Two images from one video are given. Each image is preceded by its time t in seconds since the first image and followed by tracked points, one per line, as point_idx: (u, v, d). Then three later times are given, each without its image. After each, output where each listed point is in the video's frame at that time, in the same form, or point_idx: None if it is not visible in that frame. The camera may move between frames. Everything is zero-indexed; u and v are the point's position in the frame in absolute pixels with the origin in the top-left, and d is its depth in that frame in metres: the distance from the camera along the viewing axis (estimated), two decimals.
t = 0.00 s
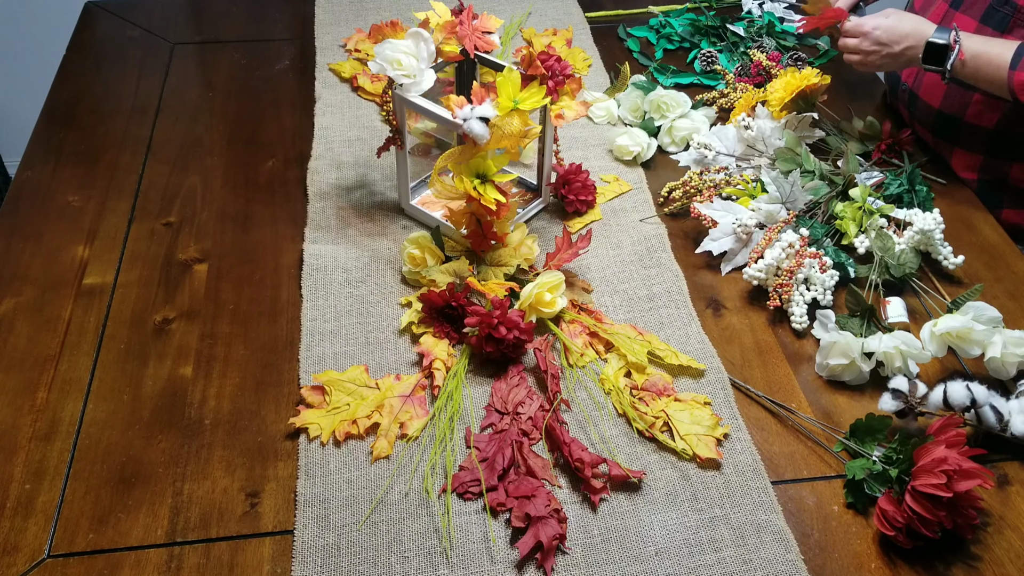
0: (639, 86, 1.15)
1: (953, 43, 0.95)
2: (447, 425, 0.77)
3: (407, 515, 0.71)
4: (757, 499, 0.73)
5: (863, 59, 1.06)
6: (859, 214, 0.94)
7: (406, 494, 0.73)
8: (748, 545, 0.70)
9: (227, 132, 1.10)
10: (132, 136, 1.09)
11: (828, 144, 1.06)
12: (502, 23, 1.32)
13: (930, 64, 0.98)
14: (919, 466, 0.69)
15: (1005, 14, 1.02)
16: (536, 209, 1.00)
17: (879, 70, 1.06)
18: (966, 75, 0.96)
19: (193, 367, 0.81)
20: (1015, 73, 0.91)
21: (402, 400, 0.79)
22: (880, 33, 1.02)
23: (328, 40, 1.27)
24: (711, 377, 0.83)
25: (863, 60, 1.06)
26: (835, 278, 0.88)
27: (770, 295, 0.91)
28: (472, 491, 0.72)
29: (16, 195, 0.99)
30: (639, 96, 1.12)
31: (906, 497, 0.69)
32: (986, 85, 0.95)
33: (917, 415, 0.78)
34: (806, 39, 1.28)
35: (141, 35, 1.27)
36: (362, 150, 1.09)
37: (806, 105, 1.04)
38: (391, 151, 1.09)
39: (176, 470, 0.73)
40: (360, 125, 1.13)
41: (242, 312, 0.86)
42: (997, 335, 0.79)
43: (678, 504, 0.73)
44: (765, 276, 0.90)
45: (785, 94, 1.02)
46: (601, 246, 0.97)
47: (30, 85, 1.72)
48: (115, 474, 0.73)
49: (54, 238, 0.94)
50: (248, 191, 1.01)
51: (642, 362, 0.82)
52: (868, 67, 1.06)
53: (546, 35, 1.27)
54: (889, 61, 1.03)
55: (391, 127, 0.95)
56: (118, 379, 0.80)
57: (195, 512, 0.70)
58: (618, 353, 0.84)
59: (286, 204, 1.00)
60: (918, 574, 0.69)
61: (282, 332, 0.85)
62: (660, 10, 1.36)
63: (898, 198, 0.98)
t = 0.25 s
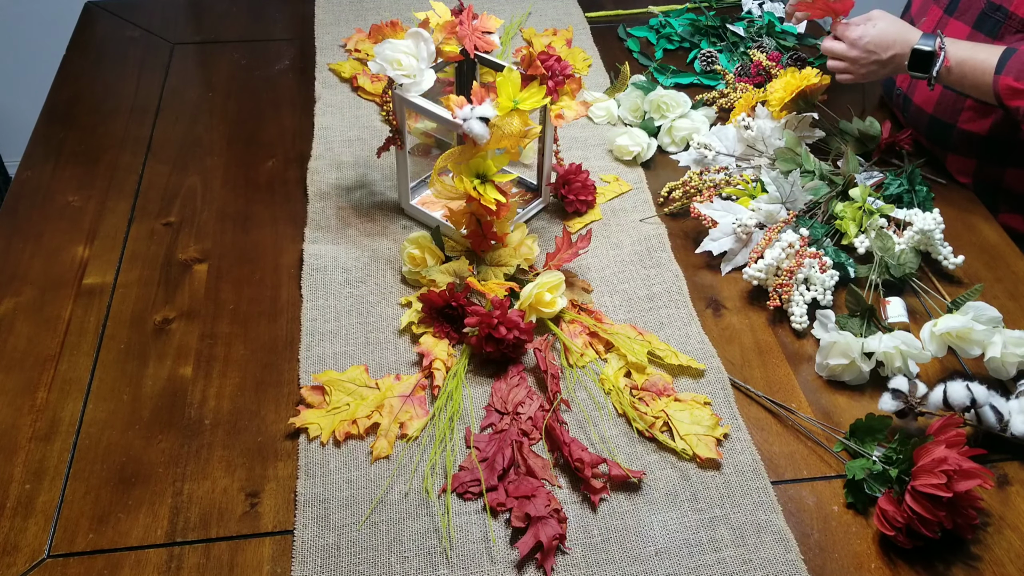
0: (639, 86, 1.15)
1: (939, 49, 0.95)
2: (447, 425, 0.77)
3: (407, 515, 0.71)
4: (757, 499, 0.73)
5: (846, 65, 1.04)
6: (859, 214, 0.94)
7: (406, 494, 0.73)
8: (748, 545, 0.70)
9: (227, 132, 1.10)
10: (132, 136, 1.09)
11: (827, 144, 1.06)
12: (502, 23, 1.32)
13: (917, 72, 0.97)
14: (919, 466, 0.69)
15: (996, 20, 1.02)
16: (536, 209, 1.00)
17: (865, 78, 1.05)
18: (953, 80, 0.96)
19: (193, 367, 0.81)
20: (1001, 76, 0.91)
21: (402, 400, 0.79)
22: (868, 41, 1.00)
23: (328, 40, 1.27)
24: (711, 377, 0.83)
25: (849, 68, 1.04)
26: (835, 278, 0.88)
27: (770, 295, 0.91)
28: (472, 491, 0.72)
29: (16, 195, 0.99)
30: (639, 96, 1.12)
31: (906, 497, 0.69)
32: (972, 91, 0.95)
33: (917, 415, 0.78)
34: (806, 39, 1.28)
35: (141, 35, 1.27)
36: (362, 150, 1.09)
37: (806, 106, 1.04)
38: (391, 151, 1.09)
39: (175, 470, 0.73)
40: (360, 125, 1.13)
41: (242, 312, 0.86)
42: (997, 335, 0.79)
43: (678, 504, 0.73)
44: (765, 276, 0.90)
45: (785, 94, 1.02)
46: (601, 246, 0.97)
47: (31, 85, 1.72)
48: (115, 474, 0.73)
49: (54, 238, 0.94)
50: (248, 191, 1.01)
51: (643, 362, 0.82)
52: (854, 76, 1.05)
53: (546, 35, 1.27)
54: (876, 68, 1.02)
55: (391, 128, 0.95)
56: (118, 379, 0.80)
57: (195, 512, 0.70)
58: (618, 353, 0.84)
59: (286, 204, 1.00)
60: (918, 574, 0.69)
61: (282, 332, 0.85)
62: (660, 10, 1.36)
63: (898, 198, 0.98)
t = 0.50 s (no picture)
0: (639, 86, 1.15)
1: (938, 86, 0.94)
2: (447, 425, 0.77)
3: (406, 515, 0.71)
4: (757, 499, 0.73)
5: (840, 101, 1.00)
6: (859, 214, 0.94)
7: (406, 494, 0.73)
8: (748, 545, 0.70)
9: (227, 132, 1.10)
10: (132, 136, 1.09)
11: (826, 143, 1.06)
12: (502, 23, 1.32)
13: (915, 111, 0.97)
14: (919, 466, 0.69)
15: (986, 31, 1.00)
16: (536, 209, 1.00)
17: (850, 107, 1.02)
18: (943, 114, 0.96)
19: (193, 367, 0.81)
20: (1005, 108, 0.90)
21: (402, 400, 0.79)
22: (871, 82, 0.97)
23: (328, 40, 1.27)
24: (711, 377, 0.83)
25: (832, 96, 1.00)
26: (835, 278, 0.88)
27: (770, 295, 0.91)
28: (472, 491, 0.72)
29: (16, 195, 0.99)
30: (639, 96, 1.12)
31: (906, 497, 0.69)
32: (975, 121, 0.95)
33: (917, 415, 0.78)
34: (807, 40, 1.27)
35: (141, 34, 1.27)
36: (362, 149, 1.09)
37: (806, 105, 1.04)
38: (391, 150, 1.09)
39: (175, 470, 0.73)
40: (360, 125, 1.13)
41: (242, 312, 0.86)
42: (997, 334, 0.79)
43: (678, 504, 0.73)
44: (765, 276, 0.90)
45: (783, 94, 1.02)
46: (601, 246, 0.97)
47: (30, 84, 1.72)
48: (115, 474, 0.73)
49: (54, 238, 0.94)
50: (248, 191, 1.01)
51: (642, 362, 0.82)
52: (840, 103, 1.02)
53: (546, 35, 1.27)
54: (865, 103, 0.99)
55: (391, 127, 0.95)
56: (118, 379, 0.80)
57: (195, 512, 0.70)
58: (618, 353, 0.84)
59: (286, 204, 1.00)
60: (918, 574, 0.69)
61: (282, 332, 0.85)
62: (660, 10, 1.36)
63: (898, 197, 0.98)
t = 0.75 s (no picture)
0: (638, 85, 1.14)
1: (823, 85, 0.89)
2: (447, 425, 0.77)
3: (406, 515, 0.71)
4: (757, 499, 0.73)
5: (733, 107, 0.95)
6: (860, 214, 0.94)
7: (406, 494, 0.73)
8: (748, 545, 0.70)
9: (227, 132, 1.10)
10: (132, 136, 1.09)
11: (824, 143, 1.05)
12: (502, 23, 1.32)
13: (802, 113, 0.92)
14: (919, 466, 0.69)
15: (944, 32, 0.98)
16: (536, 209, 1.00)
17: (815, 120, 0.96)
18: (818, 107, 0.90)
19: (193, 367, 0.81)
20: (890, 105, 0.87)
21: (402, 400, 0.79)
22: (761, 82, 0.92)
23: (328, 39, 1.27)
24: (711, 377, 0.83)
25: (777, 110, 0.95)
26: (835, 278, 0.88)
27: (770, 295, 0.90)
28: (472, 491, 0.72)
29: (16, 195, 0.99)
30: (639, 96, 1.12)
31: (906, 497, 0.69)
32: (861, 121, 0.91)
33: (916, 415, 0.78)
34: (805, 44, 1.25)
35: (142, 34, 1.27)
36: (362, 149, 1.09)
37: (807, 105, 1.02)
38: (391, 151, 1.08)
39: (175, 470, 0.73)
40: (360, 125, 1.13)
41: (242, 312, 0.86)
42: (997, 335, 0.79)
43: (678, 504, 0.73)
44: (765, 276, 0.90)
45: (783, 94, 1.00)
46: (601, 246, 0.97)
47: (31, 84, 1.72)
48: (115, 474, 0.73)
49: (54, 238, 0.94)
50: (248, 191, 1.01)
51: (642, 362, 0.82)
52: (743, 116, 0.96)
53: (546, 35, 1.27)
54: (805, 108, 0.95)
55: (391, 127, 0.95)
56: (117, 379, 0.80)
57: (195, 512, 0.70)
58: (618, 353, 0.84)
59: (286, 204, 1.00)
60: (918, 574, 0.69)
61: (282, 332, 0.85)
62: (661, 10, 1.36)
63: (898, 198, 0.96)
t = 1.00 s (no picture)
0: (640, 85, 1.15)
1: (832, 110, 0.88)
2: (447, 425, 0.77)
3: (406, 515, 0.71)
4: (757, 499, 0.73)
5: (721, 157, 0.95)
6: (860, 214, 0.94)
7: (406, 494, 0.73)
8: (748, 545, 0.70)
9: (227, 132, 1.10)
10: (132, 136, 1.09)
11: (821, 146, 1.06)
12: (502, 23, 1.32)
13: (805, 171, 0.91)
14: (919, 466, 0.69)
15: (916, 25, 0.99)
16: (536, 209, 1.00)
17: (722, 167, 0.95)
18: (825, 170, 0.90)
19: (193, 367, 0.81)
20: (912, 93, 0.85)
21: (402, 400, 0.79)
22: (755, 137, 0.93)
23: (328, 39, 1.27)
24: (711, 377, 0.83)
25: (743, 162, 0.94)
26: (835, 278, 0.88)
27: (770, 296, 0.90)
28: (472, 491, 0.72)
29: (16, 195, 0.99)
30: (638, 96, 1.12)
31: (906, 497, 0.69)
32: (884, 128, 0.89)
33: (917, 415, 0.78)
34: (805, 45, 1.26)
35: (141, 35, 1.27)
36: (362, 149, 1.09)
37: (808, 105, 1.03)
38: (391, 150, 1.08)
39: (175, 470, 0.73)
40: (360, 124, 1.13)
41: (242, 312, 0.86)
42: (997, 335, 0.79)
43: (678, 504, 0.73)
44: (765, 276, 0.89)
45: (781, 95, 1.04)
46: (600, 247, 0.97)
47: (31, 85, 1.72)
48: (115, 474, 0.73)
49: (53, 239, 0.94)
50: (248, 191, 1.01)
51: (642, 362, 0.82)
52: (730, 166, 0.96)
53: (546, 35, 1.27)
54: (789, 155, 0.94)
55: (391, 127, 0.95)
56: (118, 379, 0.80)
57: (195, 512, 0.70)
58: (617, 353, 0.84)
59: (285, 204, 1.00)
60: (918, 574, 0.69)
61: (282, 332, 0.85)
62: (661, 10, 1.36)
63: (897, 199, 0.94)
